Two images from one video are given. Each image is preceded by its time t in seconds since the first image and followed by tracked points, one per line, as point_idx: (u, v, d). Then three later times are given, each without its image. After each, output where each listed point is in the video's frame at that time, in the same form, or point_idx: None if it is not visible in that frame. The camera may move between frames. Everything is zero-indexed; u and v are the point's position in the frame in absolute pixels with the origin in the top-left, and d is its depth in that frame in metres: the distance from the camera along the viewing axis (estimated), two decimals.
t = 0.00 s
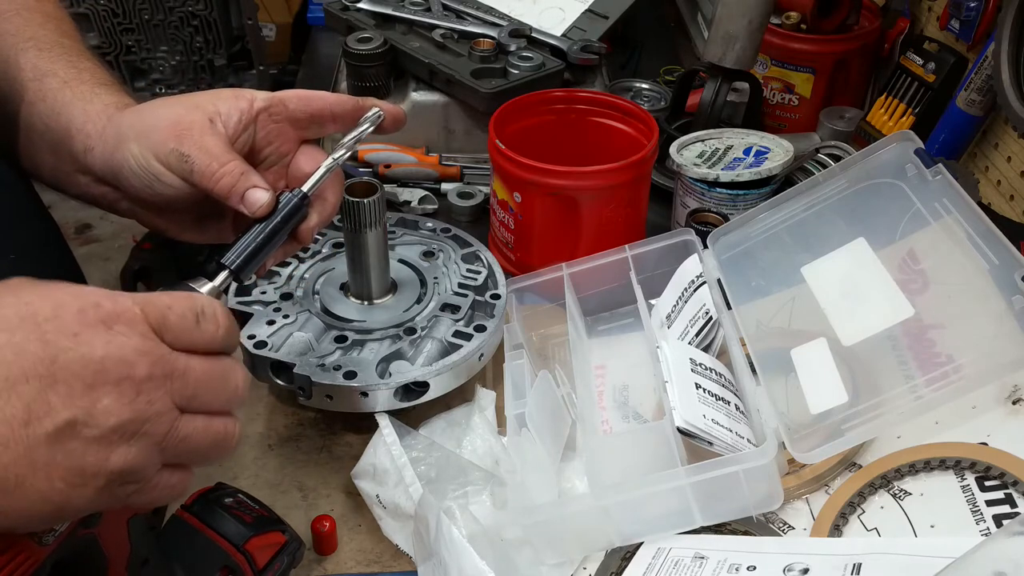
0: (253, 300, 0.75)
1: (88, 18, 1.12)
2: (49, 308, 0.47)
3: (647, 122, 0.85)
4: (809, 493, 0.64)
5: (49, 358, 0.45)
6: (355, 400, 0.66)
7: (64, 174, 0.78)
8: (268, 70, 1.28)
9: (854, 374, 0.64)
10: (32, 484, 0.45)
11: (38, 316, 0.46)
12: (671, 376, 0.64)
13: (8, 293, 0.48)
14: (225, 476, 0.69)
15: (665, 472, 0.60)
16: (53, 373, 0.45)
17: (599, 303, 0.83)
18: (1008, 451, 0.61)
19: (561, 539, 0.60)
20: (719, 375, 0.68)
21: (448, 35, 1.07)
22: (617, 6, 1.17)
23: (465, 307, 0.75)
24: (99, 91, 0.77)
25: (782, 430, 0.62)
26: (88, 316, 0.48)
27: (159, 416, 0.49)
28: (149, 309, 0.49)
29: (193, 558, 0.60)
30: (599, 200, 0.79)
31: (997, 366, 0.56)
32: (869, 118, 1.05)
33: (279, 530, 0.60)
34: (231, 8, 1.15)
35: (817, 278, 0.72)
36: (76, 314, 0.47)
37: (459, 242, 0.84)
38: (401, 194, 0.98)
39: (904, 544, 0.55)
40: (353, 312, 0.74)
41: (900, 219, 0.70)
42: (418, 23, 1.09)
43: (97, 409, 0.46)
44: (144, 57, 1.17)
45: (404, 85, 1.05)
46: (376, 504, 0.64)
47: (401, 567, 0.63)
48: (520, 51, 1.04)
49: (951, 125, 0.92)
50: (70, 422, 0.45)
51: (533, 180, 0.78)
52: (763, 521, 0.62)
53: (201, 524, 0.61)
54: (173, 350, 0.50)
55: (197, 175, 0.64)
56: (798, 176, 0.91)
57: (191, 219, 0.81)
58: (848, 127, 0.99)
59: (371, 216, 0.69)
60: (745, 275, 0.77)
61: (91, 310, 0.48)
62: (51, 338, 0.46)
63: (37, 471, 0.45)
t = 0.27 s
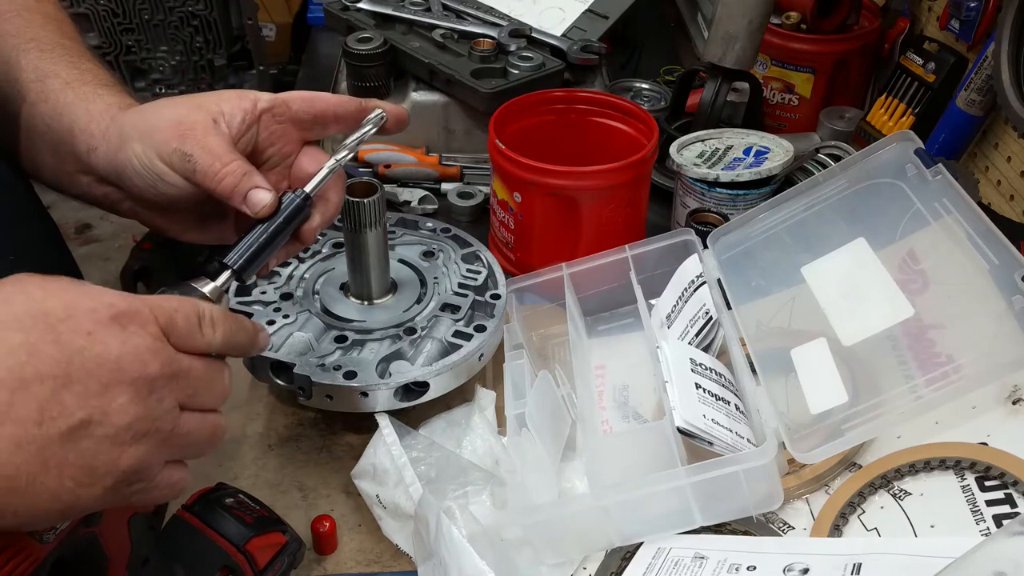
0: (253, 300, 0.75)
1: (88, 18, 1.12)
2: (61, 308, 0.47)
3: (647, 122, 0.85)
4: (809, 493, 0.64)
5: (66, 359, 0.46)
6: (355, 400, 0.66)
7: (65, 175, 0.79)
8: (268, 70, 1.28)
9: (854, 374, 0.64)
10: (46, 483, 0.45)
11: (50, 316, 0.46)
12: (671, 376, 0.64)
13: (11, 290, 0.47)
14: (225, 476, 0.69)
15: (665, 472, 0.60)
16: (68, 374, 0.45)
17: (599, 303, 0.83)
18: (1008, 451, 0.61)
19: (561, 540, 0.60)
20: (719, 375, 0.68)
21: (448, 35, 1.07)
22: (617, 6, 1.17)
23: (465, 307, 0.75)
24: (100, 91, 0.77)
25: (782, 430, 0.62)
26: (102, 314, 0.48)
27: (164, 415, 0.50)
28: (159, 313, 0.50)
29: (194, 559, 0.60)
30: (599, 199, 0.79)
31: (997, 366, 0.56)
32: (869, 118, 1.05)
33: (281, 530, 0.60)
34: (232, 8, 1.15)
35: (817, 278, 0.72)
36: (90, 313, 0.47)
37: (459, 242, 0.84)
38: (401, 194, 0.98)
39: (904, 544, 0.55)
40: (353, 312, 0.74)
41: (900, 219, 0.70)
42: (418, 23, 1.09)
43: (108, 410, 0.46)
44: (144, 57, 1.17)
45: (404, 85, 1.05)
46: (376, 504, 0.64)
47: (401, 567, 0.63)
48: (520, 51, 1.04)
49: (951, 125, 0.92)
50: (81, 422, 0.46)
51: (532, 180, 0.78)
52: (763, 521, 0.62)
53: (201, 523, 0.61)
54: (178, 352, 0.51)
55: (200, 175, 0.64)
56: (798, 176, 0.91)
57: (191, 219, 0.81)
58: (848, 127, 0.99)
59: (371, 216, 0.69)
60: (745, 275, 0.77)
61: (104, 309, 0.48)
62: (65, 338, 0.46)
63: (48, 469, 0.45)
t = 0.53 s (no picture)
0: (253, 300, 0.75)
1: (88, 19, 1.12)
2: (52, 302, 0.48)
3: (647, 122, 0.85)
4: (809, 493, 0.64)
5: (51, 352, 0.46)
6: (355, 400, 0.66)
7: (65, 175, 0.79)
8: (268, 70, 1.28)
9: (854, 374, 0.64)
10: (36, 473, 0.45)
11: (42, 310, 0.47)
12: (671, 376, 0.64)
13: (16, 291, 0.49)
14: (226, 476, 0.69)
15: (665, 472, 0.60)
16: (55, 367, 0.46)
17: (599, 303, 0.83)
18: (1008, 451, 0.61)
19: (561, 539, 0.60)
20: (719, 375, 0.68)
21: (449, 35, 1.07)
22: (617, 6, 1.17)
23: (465, 307, 0.75)
24: (100, 91, 0.77)
25: (782, 430, 0.62)
26: (92, 311, 0.48)
27: (159, 413, 0.49)
28: (153, 310, 0.49)
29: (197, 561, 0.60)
30: (600, 200, 0.79)
31: (996, 365, 0.56)
32: (869, 118, 1.05)
33: (286, 538, 0.60)
34: (232, 8, 1.15)
35: (817, 279, 0.72)
36: (79, 309, 0.48)
37: (459, 242, 0.84)
38: (401, 194, 0.98)
39: (904, 544, 0.55)
40: (353, 312, 0.74)
41: (900, 219, 0.70)
42: (418, 23, 1.09)
43: (96, 404, 0.46)
44: (144, 57, 1.17)
45: (404, 85, 1.05)
46: (376, 504, 0.64)
47: (401, 567, 0.63)
48: (520, 51, 1.04)
49: (951, 125, 0.92)
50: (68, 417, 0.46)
51: (533, 180, 0.78)
52: (763, 521, 0.62)
53: (207, 526, 0.61)
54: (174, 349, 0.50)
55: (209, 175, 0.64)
56: (798, 176, 0.91)
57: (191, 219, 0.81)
58: (848, 127, 0.99)
59: (371, 216, 0.69)
60: (745, 275, 0.77)
61: (95, 305, 0.49)
62: (54, 331, 0.47)
63: (34, 463, 0.46)
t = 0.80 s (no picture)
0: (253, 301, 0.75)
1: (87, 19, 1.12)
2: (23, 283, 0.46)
3: (647, 122, 0.85)
4: (809, 493, 0.64)
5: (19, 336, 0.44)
6: (355, 400, 0.66)
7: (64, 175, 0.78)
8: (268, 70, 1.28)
9: (854, 374, 0.64)
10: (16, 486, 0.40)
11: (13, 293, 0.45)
12: (671, 376, 0.64)
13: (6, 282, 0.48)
14: (225, 475, 0.69)
15: (666, 472, 0.60)
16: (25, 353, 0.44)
17: (599, 303, 0.83)
18: (1008, 451, 0.61)
19: (562, 540, 0.60)
20: (719, 375, 0.68)
21: (449, 35, 1.07)
22: (617, 6, 1.17)
23: (465, 307, 0.75)
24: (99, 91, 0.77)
25: (782, 430, 0.62)
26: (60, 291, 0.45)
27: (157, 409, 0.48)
28: (128, 291, 0.40)
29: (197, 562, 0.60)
30: (600, 199, 0.79)
31: (997, 365, 0.56)
32: (869, 119, 1.05)
33: (288, 543, 0.60)
34: (232, 8, 1.15)
35: (818, 279, 0.72)
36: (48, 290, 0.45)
37: (459, 242, 0.84)
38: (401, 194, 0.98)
39: (904, 544, 0.55)
40: (353, 312, 0.74)
41: (900, 219, 0.70)
42: (418, 23, 1.09)
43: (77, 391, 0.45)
44: (144, 57, 1.17)
45: (404, 85, 1.05)
46: (376, 504, 0.64)
47: (401, 567, 0.63)
48: (520, 51, 1.04)
49: (951, 126, 0.92)
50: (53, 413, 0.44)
51: (533, 180, 0.78)
52: (763, 521, 0.62)
53: (210, 529, 0.61)
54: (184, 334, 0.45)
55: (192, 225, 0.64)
56: (798, 176, 0.91)
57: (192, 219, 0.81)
58: (848, 127, 0.99)
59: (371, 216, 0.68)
60: (745, 275, 0.77)
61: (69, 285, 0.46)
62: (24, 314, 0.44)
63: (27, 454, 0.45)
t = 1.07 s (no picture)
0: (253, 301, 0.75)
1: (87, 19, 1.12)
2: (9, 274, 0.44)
3: (647, 122, 0.85)
4: (809, 493, 0.64)
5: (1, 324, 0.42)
6: (355, 400, 0.66)
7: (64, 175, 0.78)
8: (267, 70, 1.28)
9: (854, 374, 0.64)
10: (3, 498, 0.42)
11: None
12: (671, 376, 0.64)
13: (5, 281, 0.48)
14: (225, 476, 0.69)
15: (666, 472, 0.60)
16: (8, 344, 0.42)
17: (599, 303, 0.83)
18: (1008, 451, 0.61)
19: (562, 540, 0.60)
20: (719, 375, 0.68)
21: (449, 35, 1.07)
22: (617, 6, 1.17)
23: (465, 307, 0.75)
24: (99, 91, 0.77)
25: (782, 430, 0.62)
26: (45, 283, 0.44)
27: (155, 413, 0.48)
28: (71, 379, 0.46)
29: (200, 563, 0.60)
30: (600, 199, 0.79)
31: (997, 365, 0.56)
32: (869, 119, 1.05)
33: (292, 549, 0.60)
34: (232, 8, 1.15)
35: (818, 278, 0.72)
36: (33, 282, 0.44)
37: (459, 242, 0.84)
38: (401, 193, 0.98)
39: (904, 544, 0.55)
40: (353, 311, 0.74)
41: (900, 219, 0.70)
42: (418, 23, 1.09)
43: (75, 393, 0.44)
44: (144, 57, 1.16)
45: (404, 85, 1.05)
46: (376, 504, 0.64)
47: (401, 567, 0.63)
48: (520, 51, 1.04)
49: (951, 126, 0.92)
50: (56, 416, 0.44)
51: (533, 180, 0.78)
52: (763, 521, 0.62)
53: (216, 530, 0.61)
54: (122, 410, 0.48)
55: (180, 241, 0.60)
56: (798, 175, 0.91)
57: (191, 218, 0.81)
58: (848, 127, 0.99)
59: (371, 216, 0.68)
60: (745, 275, 0.77)
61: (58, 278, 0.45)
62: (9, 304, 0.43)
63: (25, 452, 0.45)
